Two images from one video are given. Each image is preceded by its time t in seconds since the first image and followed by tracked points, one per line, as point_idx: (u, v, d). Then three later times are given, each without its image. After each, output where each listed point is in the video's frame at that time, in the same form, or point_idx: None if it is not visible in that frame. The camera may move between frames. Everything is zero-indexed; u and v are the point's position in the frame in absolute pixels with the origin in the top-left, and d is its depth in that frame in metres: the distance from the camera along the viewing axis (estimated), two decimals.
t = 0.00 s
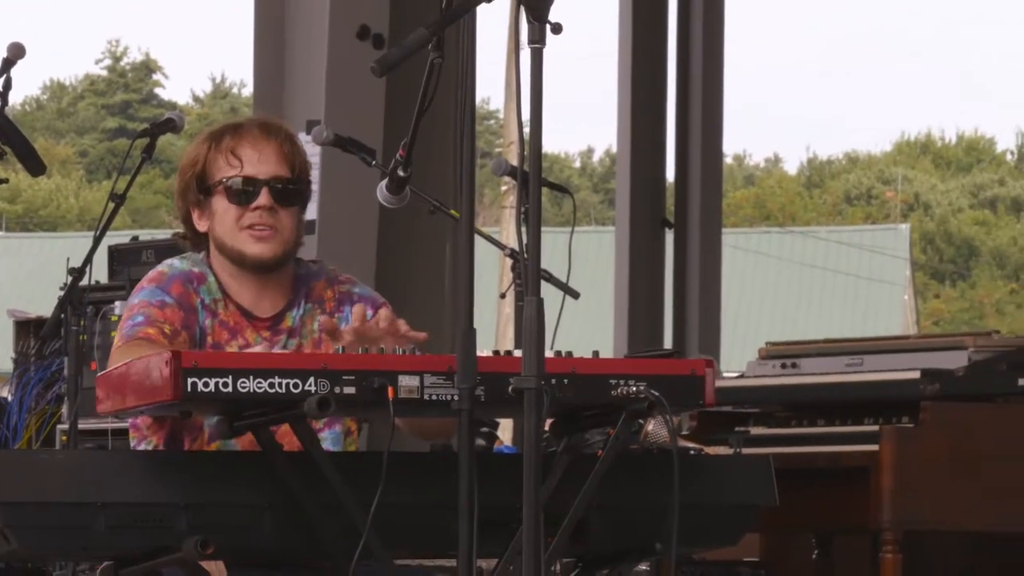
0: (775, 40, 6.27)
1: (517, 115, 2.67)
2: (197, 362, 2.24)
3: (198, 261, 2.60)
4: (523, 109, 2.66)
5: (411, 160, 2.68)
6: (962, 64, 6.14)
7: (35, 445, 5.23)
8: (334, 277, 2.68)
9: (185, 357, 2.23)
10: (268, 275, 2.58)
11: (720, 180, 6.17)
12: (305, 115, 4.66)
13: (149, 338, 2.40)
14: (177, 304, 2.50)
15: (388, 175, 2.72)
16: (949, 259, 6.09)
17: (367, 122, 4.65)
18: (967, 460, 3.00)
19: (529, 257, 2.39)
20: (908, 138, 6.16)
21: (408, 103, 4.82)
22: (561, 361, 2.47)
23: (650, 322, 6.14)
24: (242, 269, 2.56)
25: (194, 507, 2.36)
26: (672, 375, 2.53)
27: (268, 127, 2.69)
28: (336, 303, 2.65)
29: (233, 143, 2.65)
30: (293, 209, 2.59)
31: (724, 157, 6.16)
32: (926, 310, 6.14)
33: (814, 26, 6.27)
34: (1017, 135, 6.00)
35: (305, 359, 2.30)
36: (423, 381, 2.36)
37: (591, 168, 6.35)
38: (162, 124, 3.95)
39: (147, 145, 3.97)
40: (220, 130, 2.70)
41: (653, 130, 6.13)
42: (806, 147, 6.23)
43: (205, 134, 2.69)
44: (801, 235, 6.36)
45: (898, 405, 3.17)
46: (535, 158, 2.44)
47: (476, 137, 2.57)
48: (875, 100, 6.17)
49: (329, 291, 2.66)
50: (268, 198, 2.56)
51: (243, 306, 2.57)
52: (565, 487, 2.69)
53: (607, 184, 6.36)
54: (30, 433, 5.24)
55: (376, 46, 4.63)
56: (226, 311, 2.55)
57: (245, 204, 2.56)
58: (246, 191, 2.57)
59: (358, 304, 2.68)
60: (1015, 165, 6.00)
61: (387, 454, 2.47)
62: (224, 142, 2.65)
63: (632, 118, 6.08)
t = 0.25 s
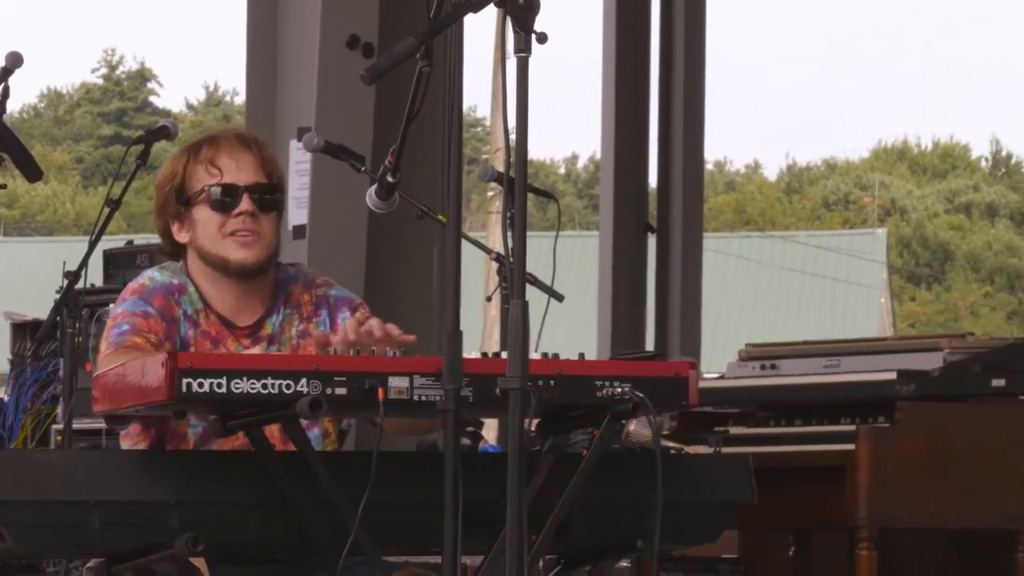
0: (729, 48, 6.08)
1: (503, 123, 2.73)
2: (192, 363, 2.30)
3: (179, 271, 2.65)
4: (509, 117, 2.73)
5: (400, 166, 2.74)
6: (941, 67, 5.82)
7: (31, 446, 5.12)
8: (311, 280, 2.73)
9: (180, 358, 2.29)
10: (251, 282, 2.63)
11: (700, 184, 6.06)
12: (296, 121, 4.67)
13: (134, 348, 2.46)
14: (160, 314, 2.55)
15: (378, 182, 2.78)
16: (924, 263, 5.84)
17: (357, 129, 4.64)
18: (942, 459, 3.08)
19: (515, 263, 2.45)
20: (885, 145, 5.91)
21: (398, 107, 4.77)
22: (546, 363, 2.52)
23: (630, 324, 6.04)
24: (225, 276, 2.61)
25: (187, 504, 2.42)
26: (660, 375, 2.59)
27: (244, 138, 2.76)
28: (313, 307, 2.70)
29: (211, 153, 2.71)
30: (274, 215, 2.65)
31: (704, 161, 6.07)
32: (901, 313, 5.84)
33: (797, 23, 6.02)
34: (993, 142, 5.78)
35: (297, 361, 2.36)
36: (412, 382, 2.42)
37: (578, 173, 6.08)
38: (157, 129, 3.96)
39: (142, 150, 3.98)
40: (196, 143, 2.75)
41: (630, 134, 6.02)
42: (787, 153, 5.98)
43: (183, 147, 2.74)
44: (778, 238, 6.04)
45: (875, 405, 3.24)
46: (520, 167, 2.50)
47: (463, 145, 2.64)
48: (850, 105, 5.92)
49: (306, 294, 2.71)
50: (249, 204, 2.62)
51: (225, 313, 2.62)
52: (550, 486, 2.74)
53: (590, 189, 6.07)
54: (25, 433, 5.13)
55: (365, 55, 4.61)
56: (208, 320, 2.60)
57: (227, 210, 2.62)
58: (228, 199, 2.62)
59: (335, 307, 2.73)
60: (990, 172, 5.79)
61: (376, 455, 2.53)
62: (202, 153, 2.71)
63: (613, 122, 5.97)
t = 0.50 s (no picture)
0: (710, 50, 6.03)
1: (485, 128, 2.79)
2: (183, 362, 2.28)
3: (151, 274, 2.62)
4: (491, 121, 2.79)
5: (384, 170, 2.78)
6: (923, 71, 5.78)
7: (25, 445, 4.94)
8: (285, 284, 2.69)
9: (172, 358, 2.28)
10: (225, 290, 2.60)
11: (680, 189, 5.99)
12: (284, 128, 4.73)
13: (111, 358, 2.43)
14: (134, 321, 2.53)
15: (363, 185, 2.82)
16: (897, 266, 5.80)
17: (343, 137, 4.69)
18: (916, 457, 3.15)
19: (497, 261, 2.52)
20: (860, 150, 5.89)
21: (384, 114, 4.81)
22: (529, 364, 2.50)
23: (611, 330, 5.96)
24: (200, 284, 2.58)
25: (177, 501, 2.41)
26: (644, 376, 2.57)
27: (223, 145, 2.71)
28: (286, 311, 2.67)
29: (189, 162, 2.66)
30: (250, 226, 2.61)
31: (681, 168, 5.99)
32: (876, 314, 5.82)
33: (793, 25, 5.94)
34: (964, 147, 5.76)
35: (286, 361, 2.36)
36: (399, 382, 2.43)
37: (558, 179, 6.00)
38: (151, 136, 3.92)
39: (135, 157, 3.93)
40: (173, 147, 2.70)
41: (610, 143, 5.94)
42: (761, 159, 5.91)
43: (160, 151, 2.69)
44: (755, 241, 6.00)
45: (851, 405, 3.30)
46: (503, 169, 2.54)
47: (446, 149, 2.70)
48: (833, 113, 5.90)
49: (280, 298, 2.68)
50: (227, 217, 2.57)
51: (198, 318, 2.60)
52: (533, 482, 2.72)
53: (572, 195, 6.00)
54: (19, 433, 4.95)
55: (352, 62, 4.67)
56: (180, 324, 2.59)
57: (204, 222, 2.57)
58: (205, 210, 2.57)
59: (307, 311, 2.70)
60: (962, 176, 5.78)
61: (364, 453, 2.56)
62: (181, 160, 2.66)
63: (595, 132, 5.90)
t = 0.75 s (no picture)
0: (696, 52, 6.08)
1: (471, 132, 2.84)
2: (176, 361, 2.29)
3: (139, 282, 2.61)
4: (477, 126, 2.84)
5: (372, 173, 2.83)
6: (909, 72, 5.87)
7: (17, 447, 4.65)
8: (273, 285, 2.69)
9: (165, 357, 2.28)
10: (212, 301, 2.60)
11: (662, 193, 6.04)
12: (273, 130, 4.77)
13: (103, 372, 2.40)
14: (125, 331, 2.51)
15: (351, 188, 2.86)
16: (876, 267, 5.84)
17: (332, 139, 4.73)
18: (894, 454, 3.21)
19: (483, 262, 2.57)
20: (839, 153, 5.97)
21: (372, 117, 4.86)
22: (516, 363, 2.52)
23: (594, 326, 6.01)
24: (188, 297, 2.58)
25: (169, 500, 2.44)
26: (628, 376, 2.60)
27: (198, 156, 2.70)
28: (275, 312, 2.67)
29: (167, 178, 2.66)
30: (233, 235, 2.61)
31: (665, 167, 6.03)
32: (855, 315, 5.83)
33: (775, 31, 6.02)
34: (942, 150, 5.86)
35: (276, 361, 2.37)
36: (388, 382, 2.44)
37: (543, 181, 6.05)
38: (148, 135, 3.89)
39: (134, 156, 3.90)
40: (148, 162, 2.69)
41: (596, 144, 5.97)
42: (743, 161, 5.99)
43: (135, 168, 2.68)
44: (737, 244, 6.02)
45: (831, 404, 3.35)
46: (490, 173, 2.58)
47: (433, 152, 2.74)
48: (819, 114, 5.97)
49: (268, 299, 2.68)
50: (210, 232, 2.57)
51: (187, 326, 2.60)
52: (520, 480, 2.73)
53: (556, 197, 6.03)
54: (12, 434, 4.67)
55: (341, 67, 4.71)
56: (169, 332, 2.58)
57: (188, 237, 2.57)
58: (188, 225, 2.57)
59: (296, 315, 2.68)
60: (940, 179, 5.86)
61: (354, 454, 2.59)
62: (157, 177, 2.66)
63: (580, 133, 5.92)
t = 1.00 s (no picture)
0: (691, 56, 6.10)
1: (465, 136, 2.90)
2: (174, 361, 2.31)
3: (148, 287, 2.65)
4: (471, 130, 2.90)
5: (368, 176, 2.88)
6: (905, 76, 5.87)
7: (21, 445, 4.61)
8: (276, 279, 2.74)
9: (163, 356, 2.30)
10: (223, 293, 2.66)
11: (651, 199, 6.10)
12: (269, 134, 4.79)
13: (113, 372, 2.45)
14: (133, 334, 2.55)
15: (348, 191, 2.91)
16: (863, 269, 5.89)
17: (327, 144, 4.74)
18: (879, 449, 3.27)
19: (478, 263, 2.61)
20: (826, 157, 6.04)
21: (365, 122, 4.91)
22: (508, 362, 2.57)
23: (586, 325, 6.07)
24: (200, 291, 2.63)
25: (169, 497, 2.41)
26: (617, 375, 2.64)
27: (191, 153, 2.76)
28: (280, 305, 2.71)
29: (163, 177, 2.71)
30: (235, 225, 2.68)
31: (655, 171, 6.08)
32: (842, 316, 5.92)
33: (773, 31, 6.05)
34: (926, 154, 5.91)
35: (273, 360, 2.39)
36: (383, 380, 2.45)
37: (535, 184, 6.13)
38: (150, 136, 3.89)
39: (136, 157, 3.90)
40: (143, 165, 2.74)
41: (586, 144, 6.04)
42: (731, 165, 6.08)
43: (131, 172, 2.73)
44: (725, 244, 6.12)
45: (818, 402, 3.41)
46: (484, 174, 2.62)
47: (428, 155, 2.80)
48: (812, 115, 6.02)
49: (272, 293, 2.72)
50: (215, 221, 2.64)
51: (200, 324, 2.64)
52: (513, 478, 2.78)
53: (550, 199, 6.10)
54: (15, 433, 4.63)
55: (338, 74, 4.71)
56: (179, 331, 2.62)
57: (194, 230, 2.63)
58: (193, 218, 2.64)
59: (300, 304, 2.73)
60: (924, 182, 5.91)
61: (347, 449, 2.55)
62: (155, 176, 2.71)
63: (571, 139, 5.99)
